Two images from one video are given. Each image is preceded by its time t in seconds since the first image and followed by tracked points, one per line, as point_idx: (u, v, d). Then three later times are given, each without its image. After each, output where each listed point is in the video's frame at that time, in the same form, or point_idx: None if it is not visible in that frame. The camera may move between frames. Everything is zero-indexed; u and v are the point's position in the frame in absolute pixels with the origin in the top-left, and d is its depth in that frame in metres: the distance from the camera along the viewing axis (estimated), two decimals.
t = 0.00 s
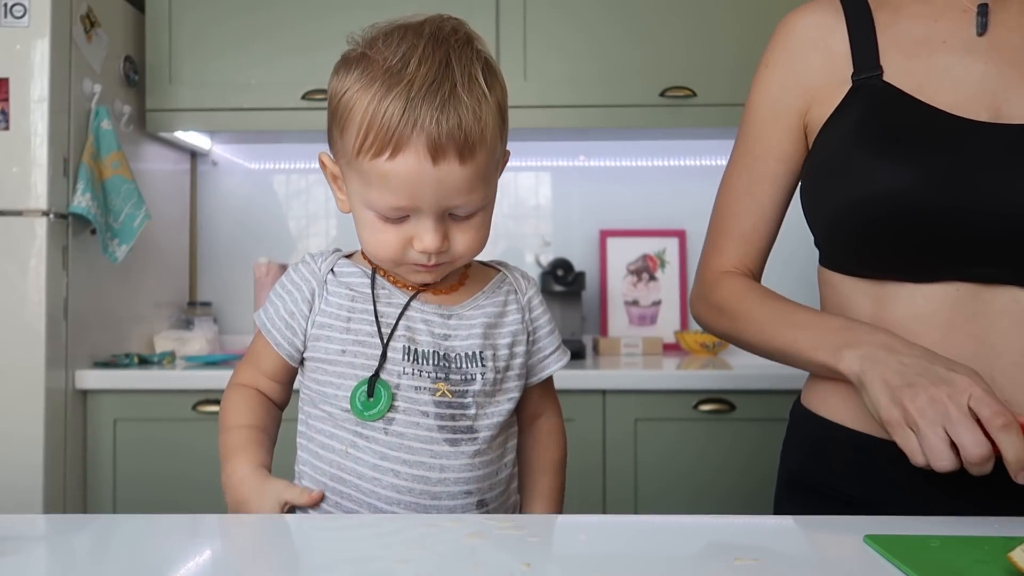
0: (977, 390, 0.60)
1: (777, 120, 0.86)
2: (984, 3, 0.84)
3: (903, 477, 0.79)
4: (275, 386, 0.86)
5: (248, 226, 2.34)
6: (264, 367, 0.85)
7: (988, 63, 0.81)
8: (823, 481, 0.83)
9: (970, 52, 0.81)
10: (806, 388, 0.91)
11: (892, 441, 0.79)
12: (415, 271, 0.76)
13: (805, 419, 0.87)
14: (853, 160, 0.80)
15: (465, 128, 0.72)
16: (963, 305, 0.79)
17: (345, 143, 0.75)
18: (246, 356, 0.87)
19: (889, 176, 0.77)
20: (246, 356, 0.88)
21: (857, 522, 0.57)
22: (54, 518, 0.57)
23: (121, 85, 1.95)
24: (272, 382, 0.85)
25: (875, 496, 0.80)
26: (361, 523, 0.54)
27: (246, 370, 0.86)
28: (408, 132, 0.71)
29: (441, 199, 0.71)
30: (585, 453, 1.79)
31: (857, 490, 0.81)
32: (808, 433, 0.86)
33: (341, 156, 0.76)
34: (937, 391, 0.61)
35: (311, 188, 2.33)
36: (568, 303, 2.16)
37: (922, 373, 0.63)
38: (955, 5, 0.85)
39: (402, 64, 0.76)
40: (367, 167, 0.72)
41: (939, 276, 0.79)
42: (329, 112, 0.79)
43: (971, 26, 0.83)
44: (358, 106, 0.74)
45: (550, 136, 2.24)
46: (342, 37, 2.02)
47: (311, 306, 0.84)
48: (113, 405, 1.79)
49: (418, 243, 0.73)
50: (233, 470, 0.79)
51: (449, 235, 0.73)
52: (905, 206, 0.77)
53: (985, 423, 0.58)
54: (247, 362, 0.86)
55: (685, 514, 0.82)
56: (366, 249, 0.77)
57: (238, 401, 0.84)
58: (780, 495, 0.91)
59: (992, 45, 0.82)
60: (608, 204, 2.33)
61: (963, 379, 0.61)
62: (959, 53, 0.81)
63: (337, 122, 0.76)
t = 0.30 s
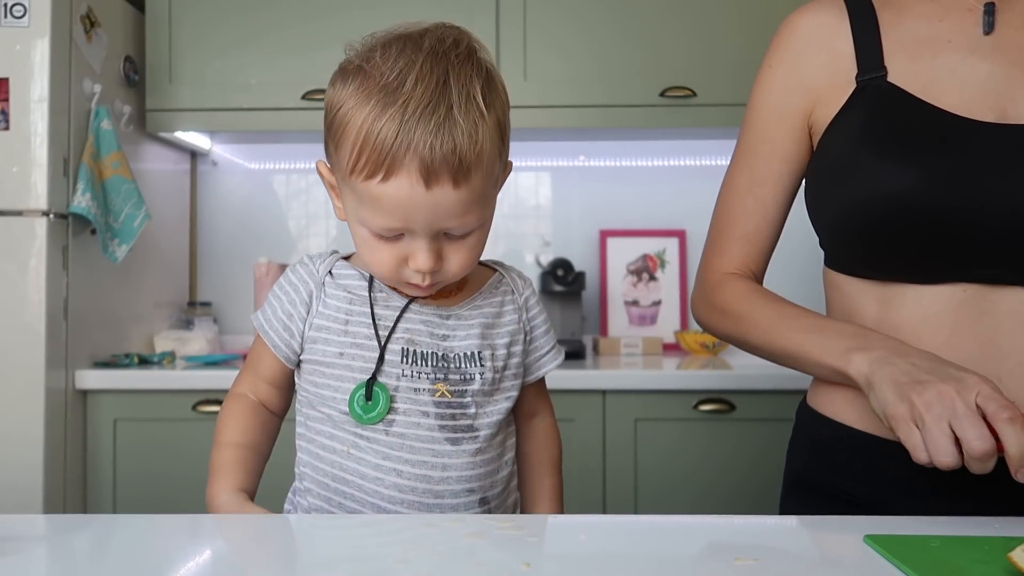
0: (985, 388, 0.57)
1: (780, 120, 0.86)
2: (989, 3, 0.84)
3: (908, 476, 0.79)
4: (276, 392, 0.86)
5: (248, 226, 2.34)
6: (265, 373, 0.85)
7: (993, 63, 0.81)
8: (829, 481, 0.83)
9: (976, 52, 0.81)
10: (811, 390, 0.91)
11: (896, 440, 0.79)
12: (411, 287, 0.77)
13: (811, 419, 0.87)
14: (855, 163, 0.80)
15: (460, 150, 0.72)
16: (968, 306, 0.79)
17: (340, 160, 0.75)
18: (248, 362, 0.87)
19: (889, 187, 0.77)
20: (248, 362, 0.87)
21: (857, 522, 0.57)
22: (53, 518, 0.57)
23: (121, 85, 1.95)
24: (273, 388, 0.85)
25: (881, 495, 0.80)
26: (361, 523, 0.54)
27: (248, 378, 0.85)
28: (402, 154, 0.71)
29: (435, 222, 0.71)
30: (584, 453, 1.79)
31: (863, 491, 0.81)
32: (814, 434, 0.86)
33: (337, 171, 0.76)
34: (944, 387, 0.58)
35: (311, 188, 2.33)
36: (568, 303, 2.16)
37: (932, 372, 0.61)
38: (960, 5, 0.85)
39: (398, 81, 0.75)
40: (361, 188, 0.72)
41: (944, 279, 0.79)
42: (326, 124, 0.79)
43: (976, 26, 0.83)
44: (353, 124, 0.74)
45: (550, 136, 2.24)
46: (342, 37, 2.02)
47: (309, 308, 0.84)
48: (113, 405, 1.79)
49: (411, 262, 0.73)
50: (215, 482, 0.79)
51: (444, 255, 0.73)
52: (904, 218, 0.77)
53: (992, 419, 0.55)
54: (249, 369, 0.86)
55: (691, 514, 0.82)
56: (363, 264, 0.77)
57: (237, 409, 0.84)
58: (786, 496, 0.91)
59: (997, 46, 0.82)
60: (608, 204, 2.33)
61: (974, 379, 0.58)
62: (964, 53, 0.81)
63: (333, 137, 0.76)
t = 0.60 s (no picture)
0: (1003, 392, 0.57)
1: (786, 118, 0.85)
2: (997, 3, 0.84)
3: (910, 477, 0.79)
4: (279, 396, 0.87)
5: (248, 226, 2.34)
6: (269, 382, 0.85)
7: (1000, 63, 0.81)
8: (834, 483, 0.83)
9: (982, 51, 0.81)
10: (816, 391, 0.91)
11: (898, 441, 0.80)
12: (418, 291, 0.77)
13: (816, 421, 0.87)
14: (863, 163, 0.80)
15: (471, 154, 0.72)
16: (972, 306, 0.79)
17: (348, 166, 0.74)
18: (252, 370, 0.87)
19: (898, 189, 0.77)
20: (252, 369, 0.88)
21: (858, 521, 0.57)
22: (53, 518, 0.57)
23: (121, 85, 1.95)
24: (277, 393, 0.86)
25: (885, 497, 0.80)
26: (361, 522, 0.54)
27: (251, 389, 0.86)
28: (414, 159, 0.71)
29: (446, 227, 0.71)
30: (584, 453, 1.79)
31: (867, 491, 0.81)
32: (819, 436, 0.86)
33: (343, 177, 0.76)
34: (962, 389, 0.58)
35: (311, 189, 2.33)
36: (568, 303, 2.16)
37: (949, 376, 0.60)
38: (968, 3, 0.85)
39: (405, 84, 0.75)
40: (370, 194, 0.72)
41: (952, 279, 0.79)
42: (330, 128, 0.78)
43: (984, 26, 0.83)
44: (362, 130, 0.74)
45: (550, 136, 2.24)
46: (342, 37, 2.02)
47: (309, 312, 0.84)
48: (113, 405, 1.79)
49: (422, 267, 0.73)
50: (224, 498, 0.83)
51: (454, 258, 0.74)
52: (913, 220, 0.77)
53: (1010, 425, 0.55)
54: (252, 379, 0.87)
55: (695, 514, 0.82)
56: (369, 269, 0.77)
57: (243, 423, 0.85)
58: (790, 498, 0.91)
59: (1004, 46, 0.82)
60: (608, 204, 2.33)
61: (991, 383, 0.58)
62: (971, 53, 0.81)
63: (339, 142, 0.76)
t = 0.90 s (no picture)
0: None
1: (795, 110, 0.85)
2: None
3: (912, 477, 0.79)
4: (282, 398, 0.87)
5: (248, 226, 2.34)
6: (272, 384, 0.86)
7: (1005, 60, 0.81)
8: (835, 483, 0.83)
9: (987, 48, 0.81)
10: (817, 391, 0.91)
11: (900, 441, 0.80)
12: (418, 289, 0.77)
13: (817, 420, 0.88)
14: (871, 157, 0.79)
15: (475, 152, 0.72)
16: (976, 304, 0.79)
17: (352, 160, 0.74)
18: (251, 377, 0.87)
19: (906, 185, 0.77)
20: (250, 377, 0.88)
21: (858, 521, 0.57)
22: (53, 517, 0.57)
23: (121, 85, 1.95)
24: (280, 394, 0.87)
25: (887, 497, 0.80)
26: (362, 522, 0.54)
27: (253, 394, 0.86)
28: (418, 156, 0.71)
29: (449, 226, 0.71)
30: (584, 453, 1.79)
31: (869, 492, 0.81)
32: (820, 436, 0.86)
33: (347, 172, 0.76)
34: (1009, 374, 0.56)
35: (311, 188, 2.33)
36: (568, 303, 2.16)
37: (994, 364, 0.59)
38: None
39: (412, 81, 0.75)
40: (373, 189, 0.72)
41: (958, 277, 0.79)
42: (336, 123, 0.78)
43: (990, 23, 0.83)
44: (367, 125, 0.74)
45: (550, 136, 2.24)
46: (343, 37, 2.02)
47: (311, 311, 0.84)
48: (113, 405, 1.79)
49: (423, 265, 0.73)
50: (238, 503, 0.83)
51: (455, 257, 0.73)
52: (919, 216, 0.77)
53: None
54: (251, 384, 0.87)
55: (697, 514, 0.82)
56: (371, 265, 0.77)
57: (248, 430, 0.85)
58: (791, 499, 0.91)
59: (1010, 43, 0.82)
60: (608, 204, 2.33)
61: None
62: (976, 50, 0.81)
63: (344, 137, 0.76)
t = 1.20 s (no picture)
0: None
1: (803, 106, 0.85)
2: None
3: (912, 477, 0.79)
4: (274, 390, 0.84)
5: (248, 226, 2.34)
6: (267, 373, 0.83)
7: (1011, 58, 0.81)
8: (836, 483, 0.83)
9: (994, 47, 0.81)
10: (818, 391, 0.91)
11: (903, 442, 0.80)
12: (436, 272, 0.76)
13: (818, 421, 0.87)
14: (876, 153, 0.79)
15: (498, 127, 0.73)
16: (980, 303, 0.79)
17: (372, 140, 0.74)
18: (239, 367, 0.84)
19: (916, 174, 0.77)
20: (238, 369, 0.84)
21: (858, 521, 0.57)
22: (52, 518, 0.57)
23: (121, 85, 1.95)
24: (272, 386, 0.84)
25: (888, 498, 0.80)
26: (363, 522, 0.54)
27: (243, 383, 0.83)
28: (443, 130, 0.71)
29: (473, 201, 0.71)
30: (584, 453, 1.78)
31: (871, 492, 0.80)
32: (821, 437, 0.86)
33: (366, 154, 0.75)
34: None
35: (311, 188, 2.33)
36: (568, 303, 2.16)
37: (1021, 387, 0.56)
38: None
39: (432, 61, 0.76)
40: (396, 166, 0.72)
41: (962, 275, 0.79)
42: (351, 108, 0.78)
43: (996, 21, 0.83)
44: (388, 103, 0.74)
45: (550, 136, 2.24)
46: (343, 36, 2.03)
47: (322, 309, 0.83)
48: (113, 405, 1.79)
49: (445, 245, 0.72)
50: (243, 496, 0.77)
51: (477, 237, 0.73)
52: (935, 202, 0.76)
53: None
54: (241, 374, 0.83)
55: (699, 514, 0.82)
56: (388, 250, 0.76)
57: (240, 418, 0.81)
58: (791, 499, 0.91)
59: (1015, 41, 0.82)
60: (609, 204, 2.33)
61: None
62: (982, 48, 0.81)
63: (362, 118, 0.76)
